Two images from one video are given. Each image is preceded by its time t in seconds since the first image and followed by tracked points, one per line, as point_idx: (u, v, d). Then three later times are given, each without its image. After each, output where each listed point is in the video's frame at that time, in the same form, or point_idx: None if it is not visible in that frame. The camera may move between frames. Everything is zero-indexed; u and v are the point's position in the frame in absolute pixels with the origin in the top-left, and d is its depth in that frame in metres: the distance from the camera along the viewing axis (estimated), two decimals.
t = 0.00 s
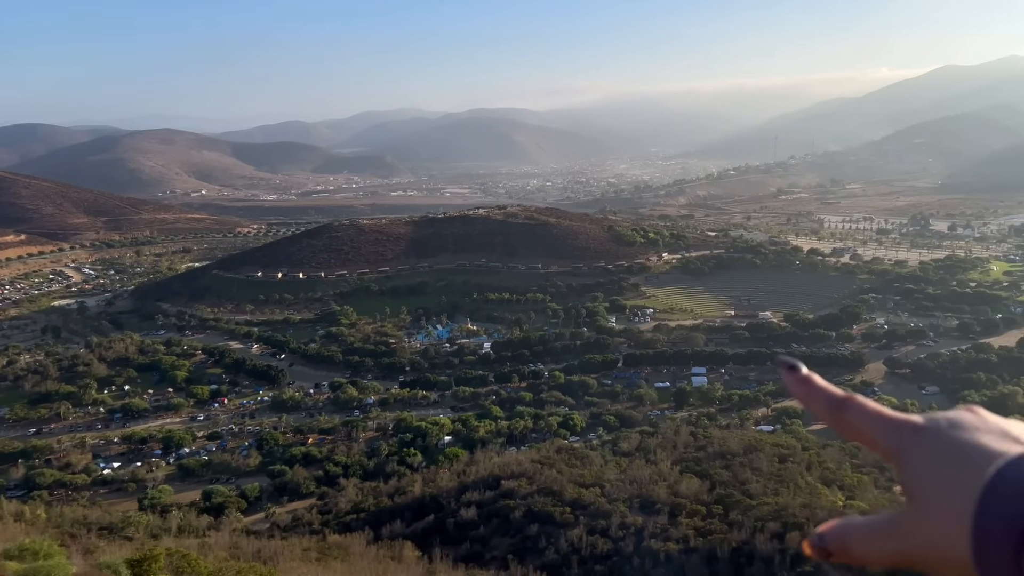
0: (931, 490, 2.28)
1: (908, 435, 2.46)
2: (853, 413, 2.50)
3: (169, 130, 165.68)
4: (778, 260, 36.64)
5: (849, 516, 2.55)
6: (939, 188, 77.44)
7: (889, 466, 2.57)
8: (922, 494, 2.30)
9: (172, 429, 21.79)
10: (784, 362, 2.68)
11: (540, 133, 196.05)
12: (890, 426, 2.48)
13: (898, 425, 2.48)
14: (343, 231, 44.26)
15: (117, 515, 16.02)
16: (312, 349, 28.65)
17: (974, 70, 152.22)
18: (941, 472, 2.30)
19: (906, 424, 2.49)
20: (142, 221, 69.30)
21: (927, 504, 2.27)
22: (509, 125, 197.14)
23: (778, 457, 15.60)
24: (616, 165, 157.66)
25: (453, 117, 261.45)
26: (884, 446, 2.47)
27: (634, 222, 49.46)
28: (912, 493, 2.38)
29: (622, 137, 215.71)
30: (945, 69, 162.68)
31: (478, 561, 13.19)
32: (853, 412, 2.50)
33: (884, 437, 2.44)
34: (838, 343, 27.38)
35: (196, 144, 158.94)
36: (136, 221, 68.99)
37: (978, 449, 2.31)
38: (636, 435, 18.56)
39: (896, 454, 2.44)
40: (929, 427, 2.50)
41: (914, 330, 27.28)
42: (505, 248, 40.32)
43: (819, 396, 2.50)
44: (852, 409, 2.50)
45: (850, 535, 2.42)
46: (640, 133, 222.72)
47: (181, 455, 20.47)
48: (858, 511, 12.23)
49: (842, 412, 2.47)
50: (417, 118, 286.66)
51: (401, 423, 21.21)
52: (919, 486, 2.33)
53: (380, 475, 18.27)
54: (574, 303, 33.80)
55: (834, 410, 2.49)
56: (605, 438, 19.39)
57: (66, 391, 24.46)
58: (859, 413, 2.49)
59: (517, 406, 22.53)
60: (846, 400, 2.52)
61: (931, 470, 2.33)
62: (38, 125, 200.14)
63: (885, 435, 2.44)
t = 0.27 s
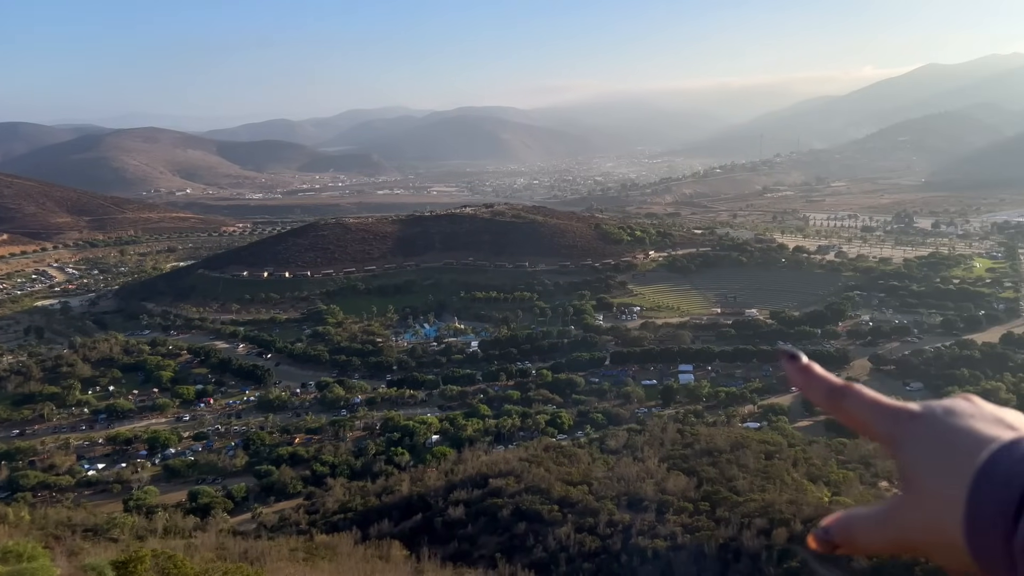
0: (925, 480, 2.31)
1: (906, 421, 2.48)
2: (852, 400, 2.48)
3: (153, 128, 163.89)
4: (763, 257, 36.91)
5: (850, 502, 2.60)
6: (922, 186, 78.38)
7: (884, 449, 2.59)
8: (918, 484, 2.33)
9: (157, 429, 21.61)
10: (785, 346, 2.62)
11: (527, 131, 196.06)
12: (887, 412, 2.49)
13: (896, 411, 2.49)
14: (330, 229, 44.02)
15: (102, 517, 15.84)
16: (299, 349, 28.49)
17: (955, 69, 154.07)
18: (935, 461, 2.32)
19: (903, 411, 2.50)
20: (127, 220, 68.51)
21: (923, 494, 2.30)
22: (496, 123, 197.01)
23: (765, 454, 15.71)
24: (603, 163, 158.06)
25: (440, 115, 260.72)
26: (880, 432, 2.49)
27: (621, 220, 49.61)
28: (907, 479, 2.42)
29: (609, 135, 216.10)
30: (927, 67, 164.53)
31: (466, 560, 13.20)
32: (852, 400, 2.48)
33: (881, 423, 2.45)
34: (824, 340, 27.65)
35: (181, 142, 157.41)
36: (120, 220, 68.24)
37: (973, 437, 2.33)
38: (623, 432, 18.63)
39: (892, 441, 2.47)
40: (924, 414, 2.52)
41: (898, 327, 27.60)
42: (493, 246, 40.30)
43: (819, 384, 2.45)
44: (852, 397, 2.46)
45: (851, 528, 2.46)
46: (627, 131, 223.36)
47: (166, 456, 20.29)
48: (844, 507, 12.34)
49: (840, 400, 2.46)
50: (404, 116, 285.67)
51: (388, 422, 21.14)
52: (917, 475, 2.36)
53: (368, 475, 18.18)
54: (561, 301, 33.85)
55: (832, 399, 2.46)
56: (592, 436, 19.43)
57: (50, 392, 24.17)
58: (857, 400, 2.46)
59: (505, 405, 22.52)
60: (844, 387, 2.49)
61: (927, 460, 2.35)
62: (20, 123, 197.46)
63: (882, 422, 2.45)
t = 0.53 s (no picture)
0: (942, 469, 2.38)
1: (921, 412, 2.56)
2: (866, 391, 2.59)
3: (140, 127, 162.53)
4: (752, 256, 37.08)
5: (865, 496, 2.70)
6: (910, 185, 79.01)
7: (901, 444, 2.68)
8: (934, 473, 2.40)
9: (146, 430, 21.44)
10: (798, 346, 2.78)
11: (517, 130, 196.00)
12: (900, 404, 2.59)
13: (909, 402, 2.58)
14: (319, 228, 43.79)
15: (90, 518, 15.70)
16: (288, 348, 28.34)
17: (941, 69, 155.35)
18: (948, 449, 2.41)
19: (917, 402, 2.59)
20: (114, 219, 67.87)
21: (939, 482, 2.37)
22: (486, 122, 196.76)
23: (754, 451, 15.80)
24: (592, 162, 158.28)
25: (430, 114, 260.09)
26: (892, 424, 2.59)
27: (611, 219, 49.67)
28: (922, 468, 2.50)
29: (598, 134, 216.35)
30: (914, 66, 165.77)
31: (457, 560, 13.20)
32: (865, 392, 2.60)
33: (893, 416, 2.55)
34: (812, 338, 27.82)
35: (169, 141, 156.15)
36: (107, 219, 67.62)
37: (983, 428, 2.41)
38: (614, 431, 18.66)
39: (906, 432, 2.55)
40: (936, 407, 2.60)
41: (886, 325, 27.81)
42: (482, 245, 40.25)
43: (829, 376, 2.62)
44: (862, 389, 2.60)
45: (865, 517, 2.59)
46: (616, 130, 223.75)
47: (155, 456, 20.15)
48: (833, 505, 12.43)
49: (853, 392, 2.57)
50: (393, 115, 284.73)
51: (378, 422, 21.06)
52: (932, 464, 2.44)
53: (358, 474, 18.12)
54: (551, 300, 33.86)
55: (844, 391, 2.60)
56: (582, 435, 19.46)
57: (36, 393, 23.93)
58: (869, 392, 2.57)
59: (495, 404, 22.51)
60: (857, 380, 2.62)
61: (941, 449, 2.43)
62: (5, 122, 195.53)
63: (895, 413, 2.55)
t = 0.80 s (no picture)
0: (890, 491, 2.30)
1: (870, 434, 2.48)
2: (813, 414, 2.51)
3: (131, 125, 161.34)
4: (744, 256, 37.22)
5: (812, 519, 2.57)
6: (900, 185, 79.60)
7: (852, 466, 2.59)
8: (884, 494, 2.31)
9: (136, 430, 21.30)
10: (744, 365, 2.68)
11: (510, 129, 195.96)
12: (849, 424, 2.51)
13: (858, 423, 2.50)
14: (311, 227, 43.63)
15: (80, 518, 15.60)
16: (280, 348, 28.22)
17: (930, 70, 156.53)
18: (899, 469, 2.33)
19: (867, 423, 2.51)
20: (104, 219, 67.38)
21: (889, 504, 2.28)
22: (479, 121, 196.66)
23: (745, 450, 15.88)
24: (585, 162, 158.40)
25: (422, 114, 259.70)
26: (844, 446, 2.49)
27: (603, 219, 49.74)
28: (874, 492, 2.41)
29: (591, 133, 216.59)
30: (904, 67, 166.98)
31: (449, 559, 13.20)
32: (814, 414, 2.49)
33: (845, 438, 2.45)
34: (804, 337, 27.96)
35: (160, 140, 155.16)
36: (98, 218, 67.13)
37: (934, 446, 2.34)
38: (606, 430, 18.70)
39: (857, 453, 2.47)
40: (886, 428, 2.53)
41: (877, 324, 27.98)
42: (475, 244, 40.24)
43: (778, 399, 2.50)
44: (811, 411, 2.50)
45: (815, 538, 2.40)
46: (609, 130, 224.18)
47: (145, 456, 20.04)
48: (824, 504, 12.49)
49: (801, 413, 2.49)
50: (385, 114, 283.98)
51: (370, 421, 21.01)
52: (882, 486, 2.35)
53: (350, 474, 18.06)
54: (544, 299, 33.88)
55: (793, 414, 2.49)
56: (575, 434, 19.49)
57: (26, 393, 23.74)
58: (818, 415, 2.48)
59: (487, 403, 22.51)
60: (806, 402, 2.52)
61: (894, 468, 2.35)
62: None
63: (846, 434, 2.46)
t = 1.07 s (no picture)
0: (891, 486, 2.35)
1: (868, 430, 2.52)
2: (815, 409, 2.53)
3: (123, 124, 160.39)
4: (737, 256, 37.33)
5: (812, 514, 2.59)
6: (892, 185, 80.06)
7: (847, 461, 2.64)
8: (886, 490, 2.36)
9: (128, 430, 21.17)
10: (745, 360, 2.65)
11: (503, 129, 195.95)
12: (848, 422, 2.54)
13: (857, 420, 2.54)
14: (304, 227, 43.49)
15: (71, 519, 15.49)
16: (272, 348, 28.11)
17: (921, 70, 157.48)
18: (900, 466, 2.37)
19: (864, 419, 2.55)
20: (95, 218, 66.94)
21: (890, 500, 2.32)
22: (472, 121, 196.57)
23: (738, 450, 15.93)
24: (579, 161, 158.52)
25: (416, 113, 259.39)
26: (845, 441, 2.52)
27: (596, 219, 49.79)
28: (873, 488, 2.44)
29: (585, 133, 216.82)
30: (895, 67, 167.95)
31: (442, 559, 13.19)
32: (817, 411, 2.52)
33: (848, 435, 2.48)
34: (796, 337, 28.07)
35: (152, 139, 154.28)
36: (89, 217, 66.69)
37: (933, 441, 2.38)
38: (599, 430, 18.72)
39: (860, 450, 2.49)
40: (885, 425, 2.57)
41: (869, 324, 28.13)
42: (468, 244, 40.21)
43: (784, 397, 2.50)
44: (814, 407, 2.52)
45: (815, 534, 2.46)
46: (602, 130, 224.46)
47: (137, 457, 19.93)
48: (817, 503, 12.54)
49: (802, 409, 2.51)
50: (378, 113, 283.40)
51: (364, 421, 20.95)
52: (881, 482, 2.40)
53: (343, 474, 18.02)
54: (537, 299, 33.89)
55: (798, 411, 2.51)
56: (568, 434, 19.50)
57: (16, 393, 23.55)
58: (822, 412, 2.51)
59: (481, 403, 22.50)
60: (809, 398, 2.54)
61: (892, 465, 2.40)
62: None
63: (849, 432, 2.49)
